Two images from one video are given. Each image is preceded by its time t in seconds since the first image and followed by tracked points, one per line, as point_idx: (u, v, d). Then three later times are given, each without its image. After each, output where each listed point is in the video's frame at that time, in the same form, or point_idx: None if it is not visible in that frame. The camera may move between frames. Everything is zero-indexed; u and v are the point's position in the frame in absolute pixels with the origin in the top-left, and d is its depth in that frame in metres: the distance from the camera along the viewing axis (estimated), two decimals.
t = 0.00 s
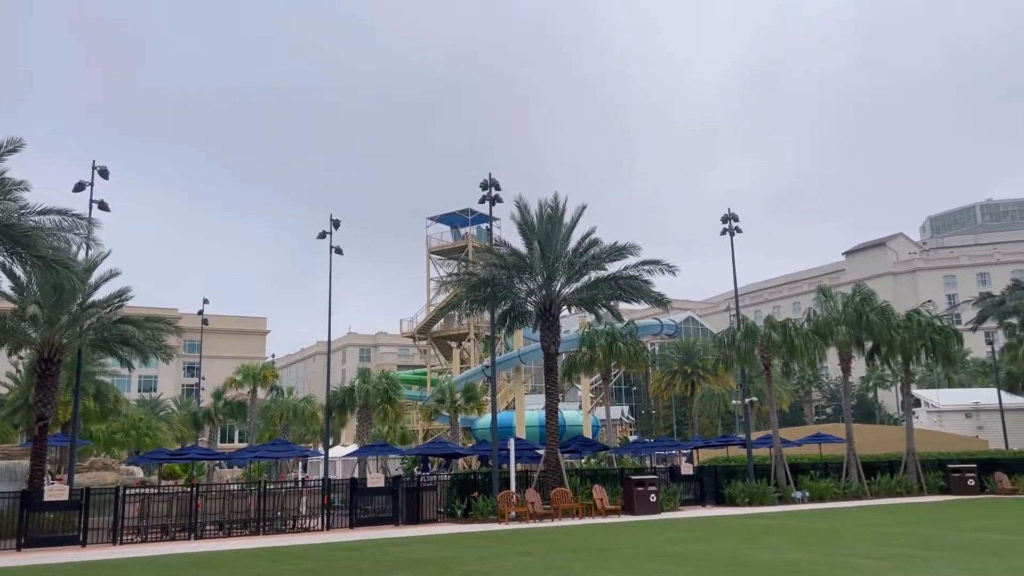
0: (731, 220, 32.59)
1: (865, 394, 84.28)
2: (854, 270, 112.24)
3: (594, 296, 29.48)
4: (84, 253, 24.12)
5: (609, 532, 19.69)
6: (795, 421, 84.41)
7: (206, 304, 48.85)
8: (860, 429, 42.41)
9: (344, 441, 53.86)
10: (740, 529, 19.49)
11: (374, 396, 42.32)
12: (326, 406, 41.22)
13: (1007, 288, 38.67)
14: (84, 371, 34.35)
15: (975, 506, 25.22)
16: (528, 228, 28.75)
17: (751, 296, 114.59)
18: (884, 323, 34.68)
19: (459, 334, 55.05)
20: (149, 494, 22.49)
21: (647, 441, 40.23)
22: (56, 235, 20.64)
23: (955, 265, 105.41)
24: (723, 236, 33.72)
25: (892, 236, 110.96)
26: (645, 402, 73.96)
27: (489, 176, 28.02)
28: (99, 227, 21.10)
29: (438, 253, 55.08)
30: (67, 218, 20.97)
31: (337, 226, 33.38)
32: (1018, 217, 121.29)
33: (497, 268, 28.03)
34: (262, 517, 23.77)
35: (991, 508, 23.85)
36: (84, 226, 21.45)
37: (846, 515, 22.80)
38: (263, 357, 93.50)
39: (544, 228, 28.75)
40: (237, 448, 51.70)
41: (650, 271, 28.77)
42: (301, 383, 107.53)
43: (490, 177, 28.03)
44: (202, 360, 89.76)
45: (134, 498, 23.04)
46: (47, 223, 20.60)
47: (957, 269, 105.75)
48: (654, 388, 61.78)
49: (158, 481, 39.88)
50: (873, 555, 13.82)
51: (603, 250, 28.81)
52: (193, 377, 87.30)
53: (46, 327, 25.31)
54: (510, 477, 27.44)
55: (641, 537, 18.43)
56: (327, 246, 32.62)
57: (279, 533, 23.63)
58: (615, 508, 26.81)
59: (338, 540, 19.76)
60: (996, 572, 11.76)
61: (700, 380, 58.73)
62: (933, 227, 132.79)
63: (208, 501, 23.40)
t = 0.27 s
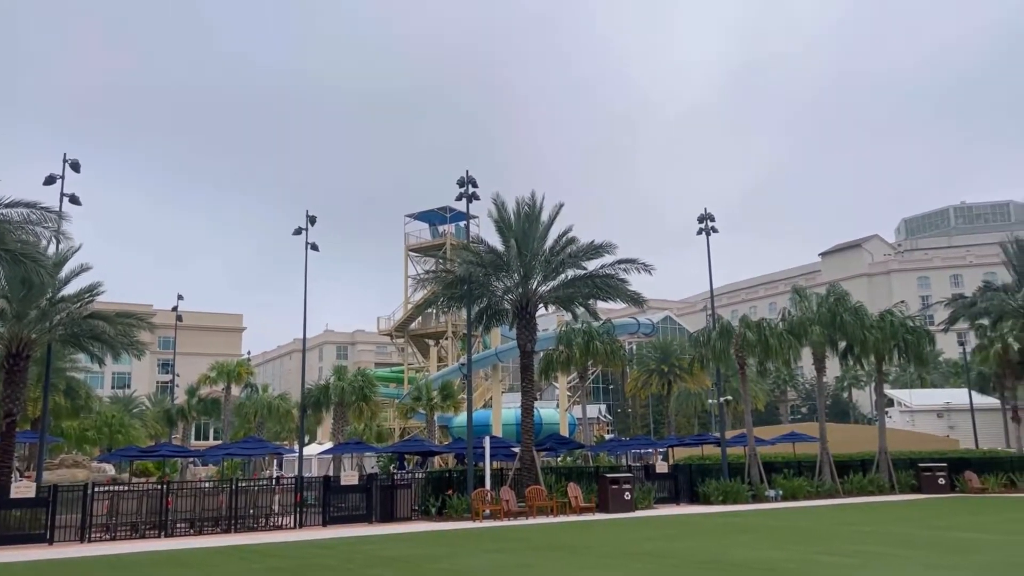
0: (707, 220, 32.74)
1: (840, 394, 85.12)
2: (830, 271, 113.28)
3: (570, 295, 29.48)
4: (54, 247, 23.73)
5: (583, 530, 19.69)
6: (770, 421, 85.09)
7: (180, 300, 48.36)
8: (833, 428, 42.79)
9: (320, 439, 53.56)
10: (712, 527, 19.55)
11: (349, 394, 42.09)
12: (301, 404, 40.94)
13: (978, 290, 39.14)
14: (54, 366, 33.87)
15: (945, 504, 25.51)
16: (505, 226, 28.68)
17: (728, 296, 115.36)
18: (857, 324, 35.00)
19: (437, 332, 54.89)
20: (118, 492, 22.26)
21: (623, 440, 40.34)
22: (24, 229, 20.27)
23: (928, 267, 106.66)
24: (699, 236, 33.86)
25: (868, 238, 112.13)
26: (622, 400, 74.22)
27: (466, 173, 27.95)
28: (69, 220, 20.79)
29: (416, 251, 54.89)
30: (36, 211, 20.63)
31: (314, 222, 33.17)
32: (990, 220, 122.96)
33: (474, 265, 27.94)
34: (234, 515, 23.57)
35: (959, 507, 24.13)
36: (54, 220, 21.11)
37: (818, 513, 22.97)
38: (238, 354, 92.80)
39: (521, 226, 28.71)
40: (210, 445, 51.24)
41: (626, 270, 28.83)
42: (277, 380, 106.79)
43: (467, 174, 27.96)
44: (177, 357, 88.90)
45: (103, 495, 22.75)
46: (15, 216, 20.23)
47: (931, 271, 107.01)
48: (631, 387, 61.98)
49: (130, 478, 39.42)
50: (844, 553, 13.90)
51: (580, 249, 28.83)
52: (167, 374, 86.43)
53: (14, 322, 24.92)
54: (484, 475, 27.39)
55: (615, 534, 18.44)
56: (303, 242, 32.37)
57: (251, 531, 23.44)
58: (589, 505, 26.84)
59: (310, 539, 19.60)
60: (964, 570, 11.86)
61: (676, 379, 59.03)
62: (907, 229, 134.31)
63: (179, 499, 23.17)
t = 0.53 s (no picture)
0: (683, 217, 32.83)
1: (814, 391, 85.96)
2: (806, 269, 114.24)
3: (546, 291, 29.42)
4: (22, 238, 23.21)
5: (554, 526, 19.72)
6: (745, 417, 85.78)
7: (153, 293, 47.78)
8: (806, 425, 43.17)
9: (295, 434, 53.24)
10: (682, 523, 19.62)
11: (323, 388, 41.88)
12: (274, 398, 40.62)
13: (948, 289, 39.58)
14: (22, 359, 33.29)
15: (913, 500, 25.78)
16: (481, 221, 28.53)
17: (705, 293, 116.03)
18: (830, 321, 35.29)
19: (414, 327, 54.68)
20: (85, 486, 21.96)
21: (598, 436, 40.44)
22: None
23: (902, 267, 107.85)
24: (674, 233, 33.95)
25: (843, 237, 113.21)
26: (599, 396, 74.44)
27: (442, 168, 27.79)
28: (35, 211, 20.22)
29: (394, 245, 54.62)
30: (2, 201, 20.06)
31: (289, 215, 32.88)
32: (963, 220, 124.51)
33: (449, 260, 27.77)
34: (204, 510, 23.34)
35: (926, 503, 24.41)
36: (21, 210, 20.55)
37: (787, 508, 23.12)
38: (213, 348, 92.05)
39: (497, 221, 28.56)
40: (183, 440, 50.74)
41: (602, 266, 28.84)
42: (252, 374, 105.96)
43: (443, 169, 27.80)
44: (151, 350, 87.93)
45: (70, 490, 22.44)
46: None
47: (905, 270, 108.20)
48: (608, 383, 62.16)
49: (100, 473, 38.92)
50: (809, 548, 13.96)
51: (556, 245, 28.78)
52: (141, 368, 85.47)
53: None
54: (458, 470, 27.34)
55: (585, 529, 18.46)
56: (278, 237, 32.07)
57: (221, 527, 23.22)
58: (562, 501, 26.87)
59: (278, 534, 19.45)
60: (925, 565, 11.95)
61: (652, 376, 59.28)
62: (882, 229, 135.69)
63: (148, 494, 22.89)
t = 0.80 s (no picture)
0: (655, 214, 33.00)
1: (784, 387, 86.88)
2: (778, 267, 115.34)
3: (518, 286, 29.38)
4: None
5: (521, 520, 19.76)
6: (716, 412, 86.48)
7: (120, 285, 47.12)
8: (775, 421, 43.60)
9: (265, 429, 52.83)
10: (649, 517, 19.74)
11: (294, 382, 41.57)
12: (243, 392, 40.25)
13: (915, 288, 40.11)
14: None
15: (876, 495, 26.13)
16: (453, 215, 28.41)
17: (678, 290, 116.74)
18: (799, 319, 35.66)
19: (387, 322, 54.43)
20: (47, 480, 21.62)
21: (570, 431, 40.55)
22: None
23: (872, 265, 109.22)
24: (646, 230, 34.10)
25: (815, 235, 114.41)
26: (572, 392, 74.67)
27: (414, 161, 27.65)
28: None
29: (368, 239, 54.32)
30: None
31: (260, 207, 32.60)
32: (932, 220, 126.33)
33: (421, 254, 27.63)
34: (169, 505, 23.07)
35: (890, 498, 24.75)
36: None
37: (753, 503, 23.34)
38: (183, 341, 91.05)
39: (469, 215, 28.45)
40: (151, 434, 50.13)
41: (574, 262, 28.88)
42: (223, 368, 105.00)
43: (415, 162, 27.66)
44: (120, 343, 86.80)
45: (32, 484, 22.10)
46: None
47: (875, 268, 109.55)
48: (581, 379, 62.35)
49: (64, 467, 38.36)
50: (772, 543, 14.10)
51: (528, 240, 28.76)
52: (109, 361, 84.34)
53: None
54: (428, 465, 27.28)
55: (553, 524, 18.50)
56: (248, 229, 31.76)
57: (187, 522, 22.98)
58: (532, 496, 26.92)
59: (244, 528, 19.28)
60: (885, 559, 12.11)
61: (625, 371, 59.55)
62: (853, 228, 137.30)
63: (112, 488, 22.59)
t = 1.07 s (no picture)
0: (623, 211, 33.10)
1: (751, 384, 87.83)
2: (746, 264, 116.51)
3: (486, 281, 29.28)
4: None
5: (485, 515, 19.73)
6: (684, 408, 87.21)
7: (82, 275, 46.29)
8: (740, 417, 44.04)
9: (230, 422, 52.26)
10: (613, 513, 19.81)
11: (259, 375, 41.16)
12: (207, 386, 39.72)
13: (878, 286, 40.64)
14: None
15: (837, 491, 26.50)
16: (422, 209, 28.22)
17: (648, 286, 117.45)
18: (764, 316, 36.05)
19: (356, 316, 54.06)
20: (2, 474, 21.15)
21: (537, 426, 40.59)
22: None
23: (838, 264, 110.64)
24: (615, 226, 34.19)
25: (782, 233, 115.71)
26: (541, 387, 74.83)
27: (382, 154, 27.43)
28: None
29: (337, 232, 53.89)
30: None
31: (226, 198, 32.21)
32: (897, 220, 128.27)
33: (388, 248, 27.37)
34: (129, 499, 22.69)
35: (850, 494, 25.10)
36: None
37: (716, 499, 23.54)
38: (148, 333, 89.80)
39: (438, 209, 28.24)
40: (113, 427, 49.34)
41: (543, 257, 28.86)
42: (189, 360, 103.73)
43: (383, 155, 27.44)
44: (83, 335, 85.38)
45: None
46: None
47: (841, 266, 111.04)
48: (550, 374, 62.48)
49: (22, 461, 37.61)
50: (733, 537, 14.21)
51: (497, 235, 28.68)
52: (72, 353, 82.93)
53: None
54: (393, 459, 27.13)
55: (517, 519, 18.50)
56: (214, 220, 31.32)
57: (147, 517, 22.62)
58: (498, 491, 26.91)
59: (204, 524, 19.03)
60: (843, 554, 12.27)
61: (594, 367, 59.78)
62: (821, 227, 138.94)
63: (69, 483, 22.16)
